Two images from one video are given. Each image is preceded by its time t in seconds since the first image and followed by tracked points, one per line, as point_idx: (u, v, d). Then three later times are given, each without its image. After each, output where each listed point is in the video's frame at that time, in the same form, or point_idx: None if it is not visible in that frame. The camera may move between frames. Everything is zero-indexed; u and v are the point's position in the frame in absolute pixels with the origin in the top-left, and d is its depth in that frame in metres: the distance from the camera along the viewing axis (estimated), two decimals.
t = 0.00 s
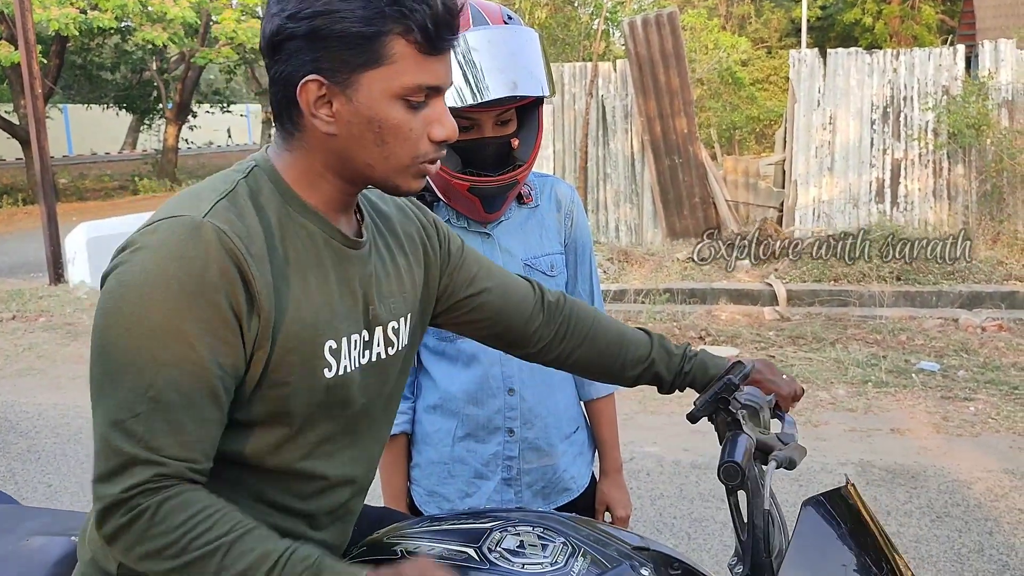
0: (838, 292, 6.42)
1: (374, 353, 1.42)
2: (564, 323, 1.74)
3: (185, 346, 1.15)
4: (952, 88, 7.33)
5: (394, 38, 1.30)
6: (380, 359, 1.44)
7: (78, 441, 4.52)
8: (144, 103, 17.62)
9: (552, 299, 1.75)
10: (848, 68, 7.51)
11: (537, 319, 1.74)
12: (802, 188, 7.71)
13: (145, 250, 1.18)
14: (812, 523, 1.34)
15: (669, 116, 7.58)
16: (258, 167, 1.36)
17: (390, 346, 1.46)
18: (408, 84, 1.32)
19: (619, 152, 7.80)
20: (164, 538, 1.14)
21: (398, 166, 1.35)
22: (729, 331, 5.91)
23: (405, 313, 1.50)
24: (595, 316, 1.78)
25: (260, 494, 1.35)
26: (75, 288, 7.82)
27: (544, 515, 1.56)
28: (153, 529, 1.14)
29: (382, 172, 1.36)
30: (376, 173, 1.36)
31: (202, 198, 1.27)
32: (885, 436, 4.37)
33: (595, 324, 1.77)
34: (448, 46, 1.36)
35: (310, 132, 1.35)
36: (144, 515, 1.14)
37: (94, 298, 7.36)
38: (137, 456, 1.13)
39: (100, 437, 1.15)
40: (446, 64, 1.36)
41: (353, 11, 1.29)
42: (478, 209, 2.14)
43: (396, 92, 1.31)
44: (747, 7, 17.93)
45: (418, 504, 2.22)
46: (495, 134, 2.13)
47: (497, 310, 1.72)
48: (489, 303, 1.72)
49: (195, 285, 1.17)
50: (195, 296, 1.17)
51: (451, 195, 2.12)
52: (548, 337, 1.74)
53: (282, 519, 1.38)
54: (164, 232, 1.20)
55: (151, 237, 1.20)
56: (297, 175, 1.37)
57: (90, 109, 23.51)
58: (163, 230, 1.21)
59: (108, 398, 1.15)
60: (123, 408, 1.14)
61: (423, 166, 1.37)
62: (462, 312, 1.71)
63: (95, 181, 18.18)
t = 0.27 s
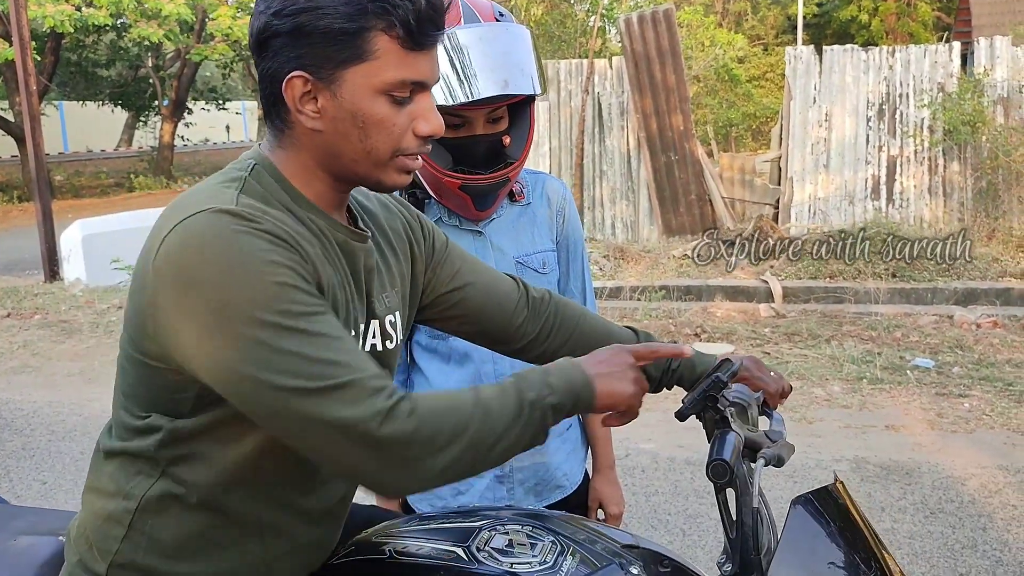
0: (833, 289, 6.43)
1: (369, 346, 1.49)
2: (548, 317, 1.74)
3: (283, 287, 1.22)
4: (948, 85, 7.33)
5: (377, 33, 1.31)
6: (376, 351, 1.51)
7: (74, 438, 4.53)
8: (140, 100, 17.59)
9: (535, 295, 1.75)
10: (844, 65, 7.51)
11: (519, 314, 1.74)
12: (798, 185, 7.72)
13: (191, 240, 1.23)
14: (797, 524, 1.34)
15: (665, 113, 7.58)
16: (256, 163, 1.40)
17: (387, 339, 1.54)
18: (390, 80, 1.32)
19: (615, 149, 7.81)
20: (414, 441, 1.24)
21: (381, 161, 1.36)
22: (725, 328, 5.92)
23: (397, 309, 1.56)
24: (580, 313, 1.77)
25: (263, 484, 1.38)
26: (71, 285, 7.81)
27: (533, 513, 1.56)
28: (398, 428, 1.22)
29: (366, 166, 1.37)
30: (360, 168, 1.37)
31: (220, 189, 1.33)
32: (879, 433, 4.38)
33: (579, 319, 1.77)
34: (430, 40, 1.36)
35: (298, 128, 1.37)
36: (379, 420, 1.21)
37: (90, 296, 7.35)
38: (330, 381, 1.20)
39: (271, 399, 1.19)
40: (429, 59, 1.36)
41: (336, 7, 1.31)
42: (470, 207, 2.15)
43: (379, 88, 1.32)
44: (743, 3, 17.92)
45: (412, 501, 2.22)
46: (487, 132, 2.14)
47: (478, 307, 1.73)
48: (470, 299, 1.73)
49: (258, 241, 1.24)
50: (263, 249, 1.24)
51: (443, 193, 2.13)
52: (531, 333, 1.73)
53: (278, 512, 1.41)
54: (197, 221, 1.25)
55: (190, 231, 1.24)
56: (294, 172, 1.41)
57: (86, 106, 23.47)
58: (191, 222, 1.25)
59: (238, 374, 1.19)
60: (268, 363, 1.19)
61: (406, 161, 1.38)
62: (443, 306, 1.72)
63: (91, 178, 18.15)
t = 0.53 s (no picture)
0: (830, 287, 6.43)
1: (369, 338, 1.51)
2: (541, 314, 1.74)
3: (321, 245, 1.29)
4: (944, 83, 7.34)
5: (311, 18, 1.34)
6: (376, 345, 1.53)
7: (69, 437, 4.52)
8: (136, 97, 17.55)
9: (529, 293, 1.75)
10: (840, 63, 7.51)
11: (512, 312, 1.73)
12: (794, 182, 7.72)
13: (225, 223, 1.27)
14: (796, 526, 1.33)
15: (661, 111, 7.58)
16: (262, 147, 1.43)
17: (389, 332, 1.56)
18: (327, 63, 1.34)
19: (611, 147, 7.81)
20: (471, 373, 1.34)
21: (326, 148, 1.37)
22: (721, 326, 5.91)
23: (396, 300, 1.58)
24: (572, 311, 1.77)
25: (272, 465, 1.36)
26: (66, 284, 7.78)
27: (527, 514, 1.56)
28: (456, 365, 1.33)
29: (315, 153, 1.38)
30: (312, 155, 1.38)
31: (235, 173, 1.36)
32: (874, 430, 4.39)
33: (572, 317, 1.76)
34: (371, 24, 1.34)
35: (273, 119, 1.43)
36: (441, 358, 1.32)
37: (85, 294, 7.33)
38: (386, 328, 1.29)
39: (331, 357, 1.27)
40: (374, 43, 1.35)
41: None
42: (463, 204, 2.14)
43: (319, 72, 1.34)
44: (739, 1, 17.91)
45: (409, 500, 2.22)
46: (480, 128, 2.13)
47: (471, 305, 1.73)
48: (463, 297, 1.73)
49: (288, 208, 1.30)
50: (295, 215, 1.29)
51: (436, 190, 2.12)
52: (523, 330, 1.73)
53: (285, 495, 1.39)
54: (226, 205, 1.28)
55: (219, 214, 1.28)
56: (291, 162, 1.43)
57: (82, 104, 23.40)
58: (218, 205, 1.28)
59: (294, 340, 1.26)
60: (321, 324, 1.27)
61: (353, 149, 1.37)
62: (437, 304, 1.72)
63: (86, 176, 18.10)
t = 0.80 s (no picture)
0: (828, 285, 6.44)
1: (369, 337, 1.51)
2: (538, 316, 1.74)
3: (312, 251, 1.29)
4: (942, 82, 7.34)
5: (308, 22, 1.33)
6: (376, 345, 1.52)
7: (68, 437, 4.51)
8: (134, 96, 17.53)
9: (527, 294, 1.75)
10: (838, 62, 7.53)
11: (511, 313, 1.73)
12: (792, 182, 7.72)
13: (216, 227, 1.27)
14: (794, 524, 1.34)
15: (659, 110, 7.59)
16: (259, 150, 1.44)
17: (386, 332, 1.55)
18: (326, 67, 1.34)
19: (609, 145, 7.81)
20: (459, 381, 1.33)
21: (331, 151, 1.37)
22: (719, 325, 5.92)
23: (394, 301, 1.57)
24: (572, 311, 1.77)
25: (270, 464, 1.37)
26: (64, 283, 7.78)
27: (525, 513, 1.56)
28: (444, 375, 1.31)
29: (321, 157, 1.38)
30: (317, 159, 1.38)
31: (230, 175, 1.36)
32: (872, 429, 4.39)
33: (571, 318, 1.76)
34: (366, 26, 1.34)
35: (273, 122, 1.43)
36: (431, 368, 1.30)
37: (83, 293, 7.33)
38: (377, 333, 1.28)
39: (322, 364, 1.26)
40: (371, 45, 1.35)
41: None
42: (460, 204, 2.14)
43: (318, 76, 1.34)
44: None
45: (408, 501, 2.22)
46: (476, 128, 2.13)
47: (469, 306, 1.73)
48: (461, 299, 1.73)
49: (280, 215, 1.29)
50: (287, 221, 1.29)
51: (433, 190, 2.12)
52: (522, 331, 1.73)
53: (282, 495, 1.40)
54: (217, 208, 1.28)
55: (212, 216, 1.28)
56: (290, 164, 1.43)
57: (80, 102, 23.38)
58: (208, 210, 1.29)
59: (284, 345, 1.26)
60: (313, 329, 1.26)
61: (357, 151, 1.37)
62: (435, 306, 1.73)
63: (84, 174, 18.08)
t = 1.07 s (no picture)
0: (828, 286, 6.44)
1: (356, 343, 1.49)
2: (541, 318, 1.76)
3: (235, 301, 1.22)
4: (942, 82, 7.35)
5: (332, 38, 1.32)
6: (363, 350, 1.50)
7: (68, 438, 4.52)
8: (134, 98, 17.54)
9: (531, 296, 1.76)
10: (838, 63, 7.53)
11: (515, 314, 1.74)
12: (792, 182, 7.72)
13: (143, 248, 1.24)
14: (793, 521, 1.34)
15: (660, 111, 7.59)
16: (244, 161, 1.42)
17: (375, 337, 1.52)
18: (349, 84, 1.33)
19: (609, 146, 7.82)
20: (333, 477, 1.21)
21: (348, 166, 1.37)
22: (720, 325, 5.92)
23: (386, 307, 1.55)
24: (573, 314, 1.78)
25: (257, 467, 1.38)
26: (65, 284, 7.78)
27: (526, 512, 1.56)
28: (315, 468, 1.19)
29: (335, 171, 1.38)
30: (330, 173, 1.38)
31: (196, 184, 1.34)
32: (873, 429, 4.39)
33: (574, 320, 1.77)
34: (394, 46, 1.35)
35: (275, 131, 1.40)
36: (297, 464, 1.19)
37: (84, 295, 7.33)
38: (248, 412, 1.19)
39: (211, 422, 1.20)
40: (393, 64, 1.35)
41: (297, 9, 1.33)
42: (459, 206, 2.14)
43: (338, 92, 1.33)
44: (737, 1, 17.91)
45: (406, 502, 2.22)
46: (475, 129, 2.14)
47: (472, 307, 1.73)
48: (465, 299, 1.73)
49: (208, 248, 1.24)
50: (211, 258, 1.23)
51: (432, 192, 2.12)
52: (524, 333, 1.74)
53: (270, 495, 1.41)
54: (151, 230, 1.26)
55: (152, 226, 1.26)
56: (281, 171, 1.42)
57: (80, 104, 23.39)
58: (145, 230, 1.27)
59: (193, 391, 1.20)
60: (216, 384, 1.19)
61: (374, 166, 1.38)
62: (438, 306, 1.72)
63: (84, 176, 18.08)
